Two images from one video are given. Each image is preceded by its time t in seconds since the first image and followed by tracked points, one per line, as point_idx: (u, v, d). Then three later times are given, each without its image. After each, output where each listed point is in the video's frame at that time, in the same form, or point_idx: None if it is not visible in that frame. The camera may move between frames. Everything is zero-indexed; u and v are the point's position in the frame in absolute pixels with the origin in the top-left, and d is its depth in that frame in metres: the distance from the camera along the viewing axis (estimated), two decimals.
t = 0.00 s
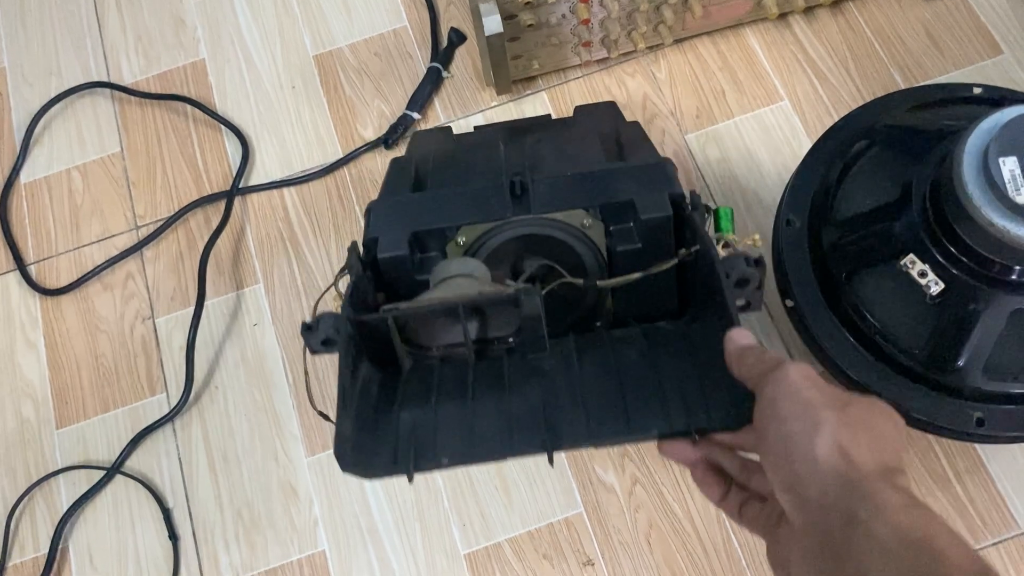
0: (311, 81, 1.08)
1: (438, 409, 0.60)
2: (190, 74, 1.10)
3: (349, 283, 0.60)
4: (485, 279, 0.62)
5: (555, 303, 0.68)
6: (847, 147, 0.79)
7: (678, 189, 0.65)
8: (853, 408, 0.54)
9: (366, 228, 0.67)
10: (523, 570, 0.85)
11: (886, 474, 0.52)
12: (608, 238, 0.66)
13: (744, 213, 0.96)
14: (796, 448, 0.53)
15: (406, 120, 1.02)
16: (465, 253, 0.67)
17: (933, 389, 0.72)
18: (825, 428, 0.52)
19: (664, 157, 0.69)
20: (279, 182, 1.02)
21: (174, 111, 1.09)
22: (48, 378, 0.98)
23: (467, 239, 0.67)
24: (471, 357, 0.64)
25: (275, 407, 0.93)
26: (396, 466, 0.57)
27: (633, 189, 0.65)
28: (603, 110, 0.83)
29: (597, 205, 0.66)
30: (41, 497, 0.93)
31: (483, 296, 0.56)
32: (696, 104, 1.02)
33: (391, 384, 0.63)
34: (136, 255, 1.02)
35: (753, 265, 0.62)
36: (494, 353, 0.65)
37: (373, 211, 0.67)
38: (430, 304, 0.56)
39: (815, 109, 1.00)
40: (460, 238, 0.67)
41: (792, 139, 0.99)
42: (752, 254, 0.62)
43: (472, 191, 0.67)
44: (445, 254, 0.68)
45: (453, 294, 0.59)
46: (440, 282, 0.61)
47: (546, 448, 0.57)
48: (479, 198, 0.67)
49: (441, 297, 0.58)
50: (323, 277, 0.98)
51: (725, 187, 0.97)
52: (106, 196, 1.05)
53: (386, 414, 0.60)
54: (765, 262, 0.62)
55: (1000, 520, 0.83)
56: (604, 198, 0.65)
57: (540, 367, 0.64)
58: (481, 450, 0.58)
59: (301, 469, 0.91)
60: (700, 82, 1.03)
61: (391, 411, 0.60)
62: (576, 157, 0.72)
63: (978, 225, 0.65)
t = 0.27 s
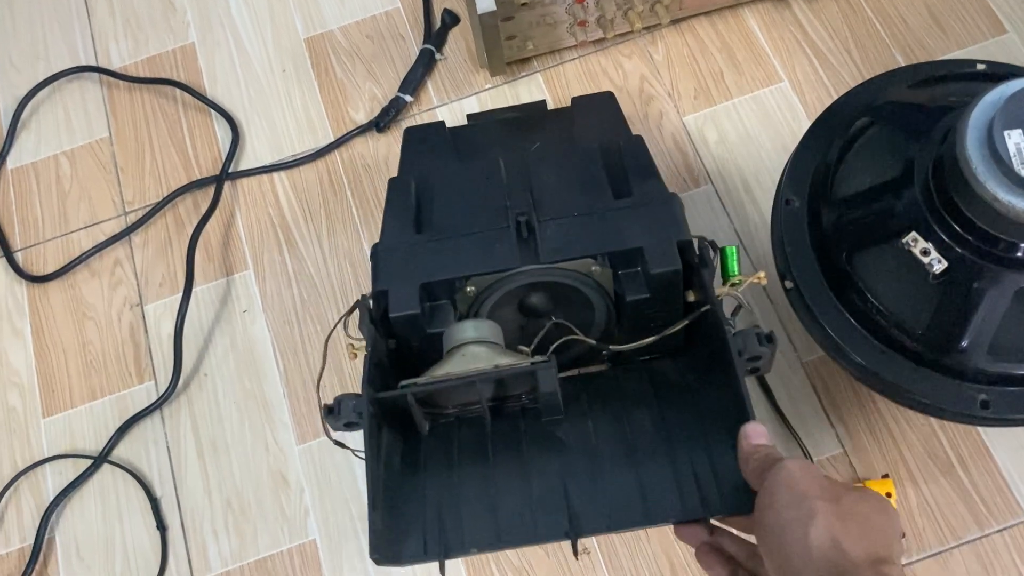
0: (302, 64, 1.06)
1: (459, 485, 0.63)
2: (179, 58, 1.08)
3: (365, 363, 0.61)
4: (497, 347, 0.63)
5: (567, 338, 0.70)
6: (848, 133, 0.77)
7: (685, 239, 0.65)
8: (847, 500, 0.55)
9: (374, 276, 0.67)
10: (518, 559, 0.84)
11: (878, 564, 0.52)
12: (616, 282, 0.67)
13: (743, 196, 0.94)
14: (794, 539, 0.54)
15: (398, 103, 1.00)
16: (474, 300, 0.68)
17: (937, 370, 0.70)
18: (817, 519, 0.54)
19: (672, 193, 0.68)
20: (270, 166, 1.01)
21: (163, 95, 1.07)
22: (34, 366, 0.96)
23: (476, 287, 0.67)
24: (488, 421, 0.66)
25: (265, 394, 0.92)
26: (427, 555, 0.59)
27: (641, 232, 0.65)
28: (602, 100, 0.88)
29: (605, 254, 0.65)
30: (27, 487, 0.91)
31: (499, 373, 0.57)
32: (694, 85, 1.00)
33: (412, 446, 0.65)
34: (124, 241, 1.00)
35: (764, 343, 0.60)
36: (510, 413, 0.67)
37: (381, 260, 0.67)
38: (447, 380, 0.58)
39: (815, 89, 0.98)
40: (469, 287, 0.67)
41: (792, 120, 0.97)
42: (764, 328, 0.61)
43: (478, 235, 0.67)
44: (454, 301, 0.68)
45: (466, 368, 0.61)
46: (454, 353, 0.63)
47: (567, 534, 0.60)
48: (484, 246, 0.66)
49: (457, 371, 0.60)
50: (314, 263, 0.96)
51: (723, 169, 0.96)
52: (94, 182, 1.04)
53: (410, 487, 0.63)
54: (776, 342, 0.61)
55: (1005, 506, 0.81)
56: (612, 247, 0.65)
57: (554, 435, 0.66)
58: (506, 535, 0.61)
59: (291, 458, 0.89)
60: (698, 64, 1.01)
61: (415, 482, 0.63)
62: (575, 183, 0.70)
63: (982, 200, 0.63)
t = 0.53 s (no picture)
0: (300, 59, 1.05)
1: (471, 508, 0.64)
2: (176, 53, 1.08)
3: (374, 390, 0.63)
4: (503, 373, 0.66)
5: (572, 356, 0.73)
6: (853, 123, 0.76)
7: (691, 257, 0.66)
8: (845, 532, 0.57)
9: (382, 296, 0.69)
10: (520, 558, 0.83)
11: None
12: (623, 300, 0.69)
13: (746, 189, 0.93)
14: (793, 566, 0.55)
15: (397, 97, 0.99)
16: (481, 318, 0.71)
17: (944, 365, 0.69)
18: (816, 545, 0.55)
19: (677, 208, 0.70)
20: (268, 162, 1.00)
21: (160, 92, 1.06)
22: (31, 365, 0.95)
23: (482, 307, 0.70)
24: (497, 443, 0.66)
25: (264, 392, 0.91)
26: None
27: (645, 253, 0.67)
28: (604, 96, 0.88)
29: (609, 273, 0.67)
30: (25, 487, 0.91)
31: (508, 401, 0.60)
32: (696, 78, 0.99)
33: (423, 469, 0.66)
34: (122, 238, 0.99)
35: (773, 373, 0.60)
36: (518, 434, 0.67)
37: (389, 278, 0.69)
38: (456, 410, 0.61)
39: (818, 82, 0.97)
40: (475, 307, 0.70)
41: (795, 112, 0.96)
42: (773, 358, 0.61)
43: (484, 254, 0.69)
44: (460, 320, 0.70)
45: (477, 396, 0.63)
46: (463, 379, 0.66)
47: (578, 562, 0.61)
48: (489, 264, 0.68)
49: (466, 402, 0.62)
50: (313, 259, 0.95)
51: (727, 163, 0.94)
52: (91, 179, 1.03)
53: (422, 510, 0.64)
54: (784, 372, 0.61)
55: (1013, 502, 0.80)
56: (615, 267, 0.67)
57: (561, 458, 0.66)
58: (518, 564, 0.61)
59: (291, 456, 0.88)
60: (699, 56, 1.00)
61: (427, 505, 0.64)
62: (584, 204, 0.73)
63: (990, 192, 0.62)
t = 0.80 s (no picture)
0: (296, 58, 1.04)
1: (467, 517, 0.64)
2: (172, 54, 1.07)
3: (371, 404, 0.64)
4: (500, 387, 0.66)
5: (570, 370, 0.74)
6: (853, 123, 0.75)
7: (690, 269, 0.68)
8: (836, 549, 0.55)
9: (380, 307, 0.70)
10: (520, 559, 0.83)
11: None
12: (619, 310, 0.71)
13: (745, 187, 0.93)
14: None
15: (394, 96, 0.98)
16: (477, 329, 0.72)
17: (946, 363, 0.69)
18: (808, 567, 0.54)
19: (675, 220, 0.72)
20: (265, 163, 0.99)
21: (156, 92, 1.05)
22: (28, 368, 0.95)
23: (480, 319, 0.71)
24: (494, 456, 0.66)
25: (262, 394, 0.90)
26: None
27: (642, 265, 0.69)
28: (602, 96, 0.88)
29: (607, 284, 0.69)
30: (23, 490, 0.90)
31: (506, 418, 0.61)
32: (694, 75, 0.98)
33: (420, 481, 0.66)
34: (119, 240, 0.99)
35: (769, 391, 0.61)
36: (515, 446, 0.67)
37: (387, 287, 0.70)
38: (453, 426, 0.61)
39: (817, 78, 0.96)
40: (472, 318, 0.71)
41: (794, 108, 0.95)
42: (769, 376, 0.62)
43: (483, 264, 0.71)
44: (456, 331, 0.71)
45: (473, 411, 0.64)
46: (459, 393, 0.66)
47: None
48: (489, 275, 0.70)
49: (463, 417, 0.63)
50: (310, 260, 0.95)
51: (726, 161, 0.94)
52: (87, 180, 1.02)
53: (418, 521, 0.64)
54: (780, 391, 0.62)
55: (1016, 500, 0.80)
56: (613, 280, 0.69)
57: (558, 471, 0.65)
58: None
59: (289, 458, 0.88)
60: (698, 53, 0.99)
61: (425, 516, 0.64)
62: (581, 212, 0.74)
63: (990, 190, 0.61)
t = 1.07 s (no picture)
0: (290, 64, 1.05)
1: (458, 519, 0.65)
2: (167, 60, 1.08)
3: (362, 406, 0.65)
4: (490, 389, 0.67)
5: (558, 372, 0.75)
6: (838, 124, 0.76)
7: (676, 271, 0.69)
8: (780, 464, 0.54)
9: (371, 311, 0.71)
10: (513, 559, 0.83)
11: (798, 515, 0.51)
12: (608, 313, 0.71)
13: (734, 188, 0.94)
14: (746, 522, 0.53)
15: (386, 101, 0.99)
16: (467, 332, 0.73)
17: (928, 362, 0.70)
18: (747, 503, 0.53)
19: (663, 223, 0.73)
20: (259, 168, 1.00)
21: (151, 99, 1.06)
22: (26, 373, 0.96)
23: (470, 321, 0.72)
24: (484, 458, 0.67)
25: (258, 397, 0.91)
26: None
27: (630, 268, 0.70)
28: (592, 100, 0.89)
29: (596, 287, 0.70)
30: (21, 494, 0.91)
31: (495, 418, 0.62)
32: (684, 78, 0.99)
33: (412, 484, 0.67)
34: (115, 246, 1.00)
35: (754, 392, 0.62)
36: (505, 448, 0.68)
37: (378, 291, 0.71)
38: (443, 427, 0.62)
39: (805, 79, 0.97)
40: (462, 321, 0.72)
41: (782, 110, 0.96)
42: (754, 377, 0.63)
43: (471, 268, 0.71)
44: (447, 334, 0.72)
45: (463, 413, 0.65)
46: (450, 395, 0.67)
47: None
48: (479, 279, 0.71)
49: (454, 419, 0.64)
50: (304, 263, 0.96)
51: (715, 163, 0.95)
52: (83, 187, 1.03)
53: (410, 522, 0.65)
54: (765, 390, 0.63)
55: (1002, 497, 0.80)
56: (601, 282, 0.70)
57: (548, 474, 0.67)
58: None
59: (284, 460, 0.89)
60: (687, 56, 1.00)
61: (416, 517, 0.65)
62: (571, 215, 0.75)
63: (971, 191, 0.62)
